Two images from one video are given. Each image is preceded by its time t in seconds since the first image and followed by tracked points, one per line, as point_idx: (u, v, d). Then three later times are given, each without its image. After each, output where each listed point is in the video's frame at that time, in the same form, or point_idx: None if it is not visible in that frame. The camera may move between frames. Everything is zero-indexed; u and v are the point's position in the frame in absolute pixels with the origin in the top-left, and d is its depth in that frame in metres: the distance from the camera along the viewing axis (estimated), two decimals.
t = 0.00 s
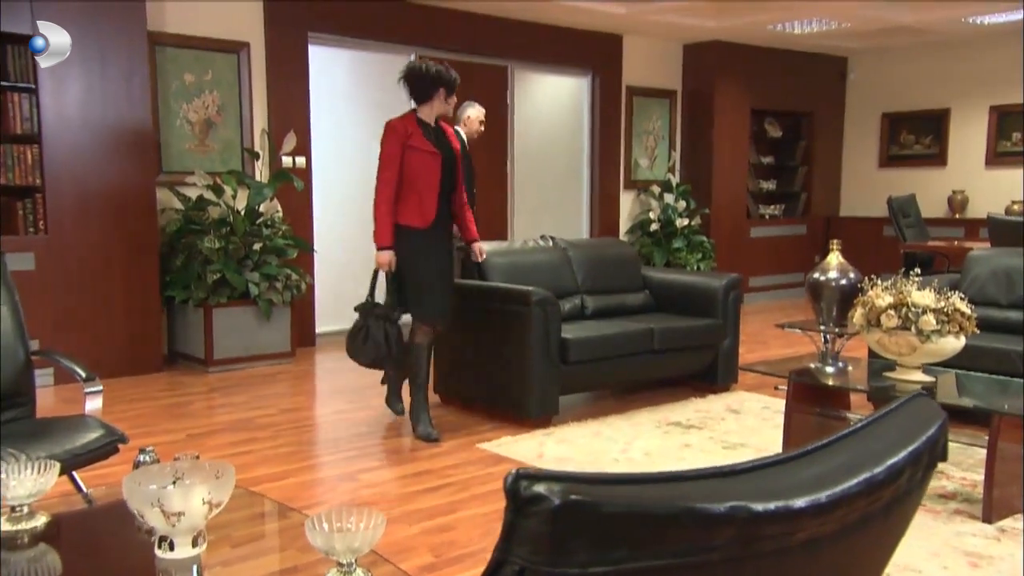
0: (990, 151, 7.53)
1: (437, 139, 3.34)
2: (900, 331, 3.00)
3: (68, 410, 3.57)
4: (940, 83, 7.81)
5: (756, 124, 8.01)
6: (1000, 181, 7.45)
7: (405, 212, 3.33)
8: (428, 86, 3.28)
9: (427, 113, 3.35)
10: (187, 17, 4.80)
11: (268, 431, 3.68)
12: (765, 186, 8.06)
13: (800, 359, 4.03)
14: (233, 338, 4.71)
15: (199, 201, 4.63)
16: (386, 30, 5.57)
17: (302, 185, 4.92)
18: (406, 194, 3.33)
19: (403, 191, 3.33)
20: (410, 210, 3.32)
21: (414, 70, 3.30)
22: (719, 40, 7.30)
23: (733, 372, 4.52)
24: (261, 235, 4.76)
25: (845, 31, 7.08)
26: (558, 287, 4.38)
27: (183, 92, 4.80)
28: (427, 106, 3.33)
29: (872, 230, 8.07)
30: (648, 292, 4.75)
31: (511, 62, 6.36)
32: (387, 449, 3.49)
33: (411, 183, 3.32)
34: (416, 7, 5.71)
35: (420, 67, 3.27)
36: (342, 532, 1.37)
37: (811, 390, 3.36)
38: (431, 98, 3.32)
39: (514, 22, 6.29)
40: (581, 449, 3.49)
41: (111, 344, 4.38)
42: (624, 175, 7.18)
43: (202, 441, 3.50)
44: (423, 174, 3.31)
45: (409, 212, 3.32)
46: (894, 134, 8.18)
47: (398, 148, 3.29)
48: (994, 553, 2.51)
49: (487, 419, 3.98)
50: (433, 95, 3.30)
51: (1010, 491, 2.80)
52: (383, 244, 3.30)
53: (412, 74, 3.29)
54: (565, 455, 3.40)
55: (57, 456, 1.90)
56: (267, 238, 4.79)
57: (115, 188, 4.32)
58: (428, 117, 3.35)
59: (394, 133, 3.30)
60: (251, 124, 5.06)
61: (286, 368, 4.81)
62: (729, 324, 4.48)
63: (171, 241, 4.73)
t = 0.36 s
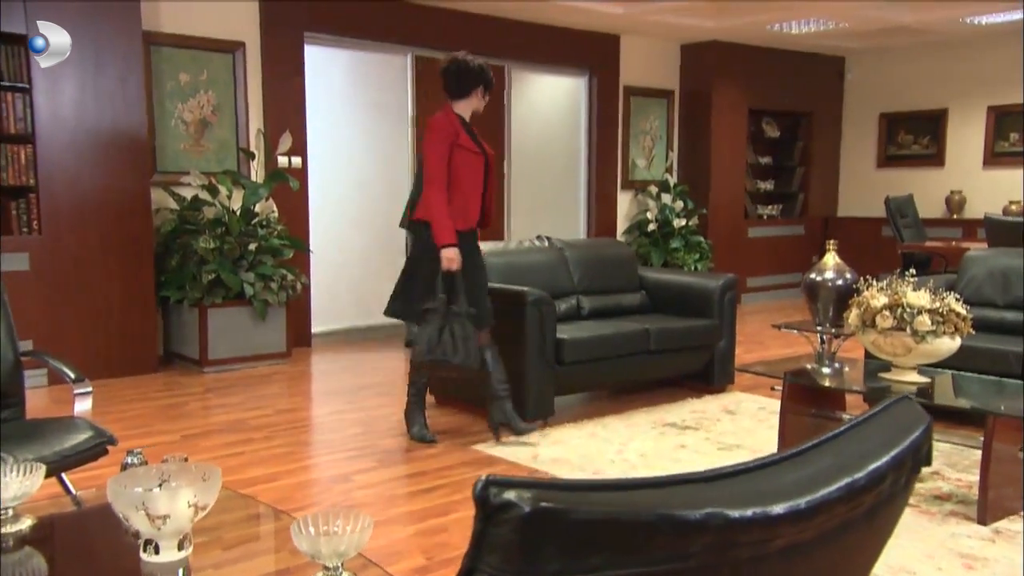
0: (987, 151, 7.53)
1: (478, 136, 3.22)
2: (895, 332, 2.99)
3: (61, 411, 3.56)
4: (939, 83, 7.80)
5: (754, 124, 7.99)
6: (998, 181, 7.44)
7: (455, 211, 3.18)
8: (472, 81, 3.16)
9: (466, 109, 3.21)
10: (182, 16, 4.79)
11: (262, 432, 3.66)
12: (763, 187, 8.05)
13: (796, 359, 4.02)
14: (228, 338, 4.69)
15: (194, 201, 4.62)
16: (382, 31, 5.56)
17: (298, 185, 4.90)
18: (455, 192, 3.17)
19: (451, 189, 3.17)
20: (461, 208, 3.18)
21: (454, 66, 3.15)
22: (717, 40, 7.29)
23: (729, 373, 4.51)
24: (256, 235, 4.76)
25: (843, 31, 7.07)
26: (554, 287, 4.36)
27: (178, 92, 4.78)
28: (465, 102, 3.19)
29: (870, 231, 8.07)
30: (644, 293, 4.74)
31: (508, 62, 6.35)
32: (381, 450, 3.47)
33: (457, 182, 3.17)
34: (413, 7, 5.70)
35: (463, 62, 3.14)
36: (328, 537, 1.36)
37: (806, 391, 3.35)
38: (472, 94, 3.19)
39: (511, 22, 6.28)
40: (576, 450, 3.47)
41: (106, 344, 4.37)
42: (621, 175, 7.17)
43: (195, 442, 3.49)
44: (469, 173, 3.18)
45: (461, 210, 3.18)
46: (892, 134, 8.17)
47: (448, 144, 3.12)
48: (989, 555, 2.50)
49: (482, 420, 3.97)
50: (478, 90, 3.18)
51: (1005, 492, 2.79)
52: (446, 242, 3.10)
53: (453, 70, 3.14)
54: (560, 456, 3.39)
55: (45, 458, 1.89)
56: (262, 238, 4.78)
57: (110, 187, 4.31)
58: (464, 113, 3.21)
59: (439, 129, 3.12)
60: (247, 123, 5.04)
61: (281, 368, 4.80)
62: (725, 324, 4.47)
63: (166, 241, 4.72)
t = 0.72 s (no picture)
0: (985, 152, 7.52)
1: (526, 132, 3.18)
2: (892, 333, 2.98)
3: (56, 413, 3.55)
4: (938, 84, 7.78)
5: (752, 124, 7.98)
6: (997, 182, 7.44)
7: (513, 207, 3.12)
8: (517, 76, 3.13)
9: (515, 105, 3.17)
10: (178, 17, 4.78)
11: (257, 433, 3.65)
12: (761, 187, 8.04)
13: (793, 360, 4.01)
14: (225, 339, 4.68)
15: (190, 202, 4.61)
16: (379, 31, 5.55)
17: (294, 185, 4.89)
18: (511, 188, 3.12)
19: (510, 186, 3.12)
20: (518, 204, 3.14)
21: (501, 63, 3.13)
22: (715, 40, 7.28)
23: (727, 374, 4.50)
24: (253, 236, 4.75)
25: (842, 32, 7.06)
26: (551, 288, 4.35)
27: (174, 92, 4.77)
28: (512, 98, 3.15)
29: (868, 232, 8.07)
30: (641, 294, 4.72)
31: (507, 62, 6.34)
32: (377, 451, 3.46)
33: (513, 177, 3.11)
34: (410, 7, 5.69)
35: (508, 57, 3.12)
36: (314, 541, 1.35)
37: (802, 392, 3.33)
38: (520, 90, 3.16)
39: (508, 23, 6.28)
40: (571, 452, 3.46)
41: (102, 345, 4.36)
42: (620, 175, 7.16)
43: (191, 443, 3.48)
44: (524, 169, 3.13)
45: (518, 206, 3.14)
46: (891, 135, 8.15)
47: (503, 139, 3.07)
48: (985, 558, 2.48)
49: (478, 421, 3.96)
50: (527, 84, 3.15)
51: (1002, 494, 2.78)
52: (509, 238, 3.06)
53: (499, 66, 3.12)
54: (555, 458, 3.37)
55: (33, 461, 1.88)
56: (259, 239, 4.78)
57: (106, 188, 4.30)
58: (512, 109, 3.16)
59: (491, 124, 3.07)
60: (244, 124, 5.03)
61: (278, 370, 4.79)
62: (722, 325, 4.46)
63: (162, 242, 4.71)
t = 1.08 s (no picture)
0: (990, 155, 7.50)
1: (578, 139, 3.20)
2: (894, 337, 2.96)
3: (56, 417, 3.55)
4: (942, 87, 7.76)
5: (755, 127, 7.96)
6: (1002, 186, 7.41)
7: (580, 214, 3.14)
8: (570, 82, 3.12)
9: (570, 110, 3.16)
10: (180, 20, 4.79)
11: (257, 437, 3.65)
12: (765, 191, 8.02)
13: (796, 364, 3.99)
14: (226, 343, 4.68)
15: (192, 205, 4.61)
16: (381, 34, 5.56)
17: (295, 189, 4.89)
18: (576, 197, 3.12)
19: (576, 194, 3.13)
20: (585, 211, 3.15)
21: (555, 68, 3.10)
22: (719, 43, 7.27)
23: (729, 378, 4.49)
24: (255, 240, 4.75)
25: (845, 34, 7.05)
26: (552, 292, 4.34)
27: (176, 95, 4.78)
28: (562, 104, 3.14)
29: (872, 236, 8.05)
30: (643, 297, 4.71)
31: (510, 65, 6.34)
32: (376, 455, 3.45)
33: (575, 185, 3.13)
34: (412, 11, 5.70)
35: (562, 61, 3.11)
36: (306, 547, 1.34)
37: (804, 396, 3.32)
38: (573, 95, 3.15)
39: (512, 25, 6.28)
40: (572, 456, 3.45)
41: (103, 350, 4.36)
42: (623, 179, 7.15)
43: (191, 447, 3.47)
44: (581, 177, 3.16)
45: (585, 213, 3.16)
46: (895, 138, 8.12)
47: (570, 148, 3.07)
48: (987, 564, 2.46)
49: (479, 426, 3.95)
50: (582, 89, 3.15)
51: (1005, 500, 2.76)
52: (581, 251, 3.07)
53: (550, 71, 3.10)
54: (555, 462, 3.36)
55: (27, 465, 1.87)
56: (261, 242, 4.78)
57: (108, 192, 4.30)
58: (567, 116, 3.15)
59: (556, 134, 3.06)
60: (246, 127, 5.04)
61: (279, 373, 4.79)
62: (724, 328, 4.44)
63: (164, 245, 4.71)
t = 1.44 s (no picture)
0: (995, 157, 7.46)
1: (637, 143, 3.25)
2: (896, 341, 2.94)
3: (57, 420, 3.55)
4: (947, 89, 7.74)
5: (759, 130, 7.94)
6: (1007, 188, 7.37)
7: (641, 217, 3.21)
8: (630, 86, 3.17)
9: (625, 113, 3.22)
10: (182, 23, 4.79)
11: (258, 441, 3.64)
12: (768, 193, 8.00)
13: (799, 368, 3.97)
14: (228, 345, 4.68)
15: (194, 208, 4.62)
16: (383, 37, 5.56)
17: (297, 191, 4.89)
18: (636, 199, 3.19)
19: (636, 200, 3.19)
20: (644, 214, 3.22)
21: (617, 70, 3.14)
22: (722, 46, 7.26)
23: (731, 382, 4.48)
24: (257, 242, 4.74)
25: (848, 37, 7.02)
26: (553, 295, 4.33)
27: (178, 98, 4.79)
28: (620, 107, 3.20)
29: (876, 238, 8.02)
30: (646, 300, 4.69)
31: (512, 68, 6.33)
32: (376, 459, 3.44)
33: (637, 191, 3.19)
34: (415, 14, 5.70)
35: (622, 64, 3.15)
36: (297, 553, 1.33)
37: (806, 400, 3.30)
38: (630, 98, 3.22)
39: (515, 27, 6.27)
40: (572, 460, 3.43)
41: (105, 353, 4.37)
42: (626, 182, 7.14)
43: (191, 450, 3.47)
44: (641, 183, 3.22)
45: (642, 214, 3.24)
46: (899, 141, 8.09)
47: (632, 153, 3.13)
48: (990, 570, 2.44)
49: (480, 429, 3.94)
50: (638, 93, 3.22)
51: (1008, 505, 2.74)
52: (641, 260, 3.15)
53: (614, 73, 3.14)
54: (556, 466, 3.35)
55: (21, 470, 1.86)
56: (263, 245, 4.77)
57: (111, 196, 4.31)
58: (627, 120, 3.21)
59: (622, 138, 3.10)
60: (248, 130, 5.04)
61: (280, 376, 4.78)
62: (727, 332, 4.43)
63: (166, 248, 4.71)
